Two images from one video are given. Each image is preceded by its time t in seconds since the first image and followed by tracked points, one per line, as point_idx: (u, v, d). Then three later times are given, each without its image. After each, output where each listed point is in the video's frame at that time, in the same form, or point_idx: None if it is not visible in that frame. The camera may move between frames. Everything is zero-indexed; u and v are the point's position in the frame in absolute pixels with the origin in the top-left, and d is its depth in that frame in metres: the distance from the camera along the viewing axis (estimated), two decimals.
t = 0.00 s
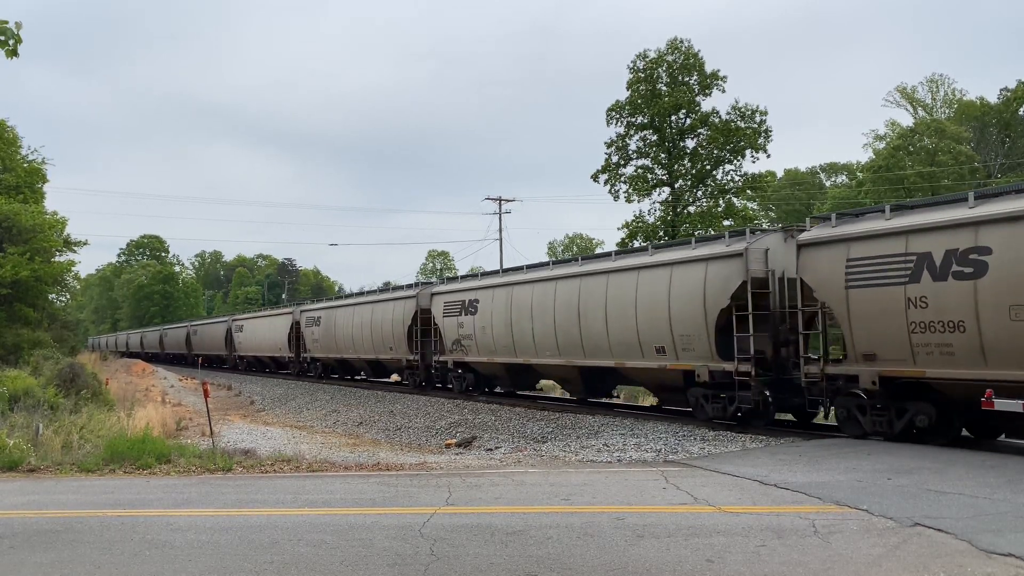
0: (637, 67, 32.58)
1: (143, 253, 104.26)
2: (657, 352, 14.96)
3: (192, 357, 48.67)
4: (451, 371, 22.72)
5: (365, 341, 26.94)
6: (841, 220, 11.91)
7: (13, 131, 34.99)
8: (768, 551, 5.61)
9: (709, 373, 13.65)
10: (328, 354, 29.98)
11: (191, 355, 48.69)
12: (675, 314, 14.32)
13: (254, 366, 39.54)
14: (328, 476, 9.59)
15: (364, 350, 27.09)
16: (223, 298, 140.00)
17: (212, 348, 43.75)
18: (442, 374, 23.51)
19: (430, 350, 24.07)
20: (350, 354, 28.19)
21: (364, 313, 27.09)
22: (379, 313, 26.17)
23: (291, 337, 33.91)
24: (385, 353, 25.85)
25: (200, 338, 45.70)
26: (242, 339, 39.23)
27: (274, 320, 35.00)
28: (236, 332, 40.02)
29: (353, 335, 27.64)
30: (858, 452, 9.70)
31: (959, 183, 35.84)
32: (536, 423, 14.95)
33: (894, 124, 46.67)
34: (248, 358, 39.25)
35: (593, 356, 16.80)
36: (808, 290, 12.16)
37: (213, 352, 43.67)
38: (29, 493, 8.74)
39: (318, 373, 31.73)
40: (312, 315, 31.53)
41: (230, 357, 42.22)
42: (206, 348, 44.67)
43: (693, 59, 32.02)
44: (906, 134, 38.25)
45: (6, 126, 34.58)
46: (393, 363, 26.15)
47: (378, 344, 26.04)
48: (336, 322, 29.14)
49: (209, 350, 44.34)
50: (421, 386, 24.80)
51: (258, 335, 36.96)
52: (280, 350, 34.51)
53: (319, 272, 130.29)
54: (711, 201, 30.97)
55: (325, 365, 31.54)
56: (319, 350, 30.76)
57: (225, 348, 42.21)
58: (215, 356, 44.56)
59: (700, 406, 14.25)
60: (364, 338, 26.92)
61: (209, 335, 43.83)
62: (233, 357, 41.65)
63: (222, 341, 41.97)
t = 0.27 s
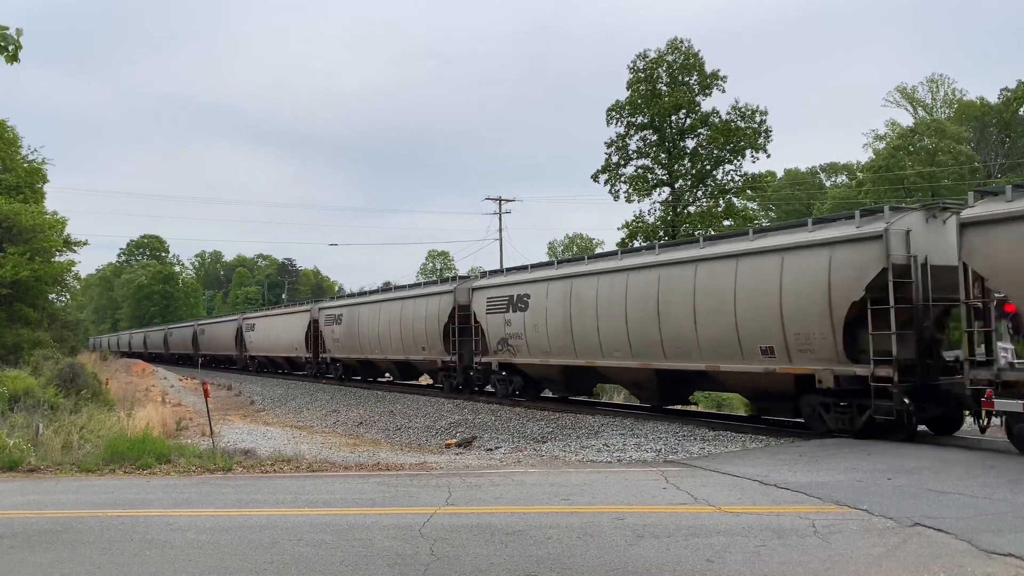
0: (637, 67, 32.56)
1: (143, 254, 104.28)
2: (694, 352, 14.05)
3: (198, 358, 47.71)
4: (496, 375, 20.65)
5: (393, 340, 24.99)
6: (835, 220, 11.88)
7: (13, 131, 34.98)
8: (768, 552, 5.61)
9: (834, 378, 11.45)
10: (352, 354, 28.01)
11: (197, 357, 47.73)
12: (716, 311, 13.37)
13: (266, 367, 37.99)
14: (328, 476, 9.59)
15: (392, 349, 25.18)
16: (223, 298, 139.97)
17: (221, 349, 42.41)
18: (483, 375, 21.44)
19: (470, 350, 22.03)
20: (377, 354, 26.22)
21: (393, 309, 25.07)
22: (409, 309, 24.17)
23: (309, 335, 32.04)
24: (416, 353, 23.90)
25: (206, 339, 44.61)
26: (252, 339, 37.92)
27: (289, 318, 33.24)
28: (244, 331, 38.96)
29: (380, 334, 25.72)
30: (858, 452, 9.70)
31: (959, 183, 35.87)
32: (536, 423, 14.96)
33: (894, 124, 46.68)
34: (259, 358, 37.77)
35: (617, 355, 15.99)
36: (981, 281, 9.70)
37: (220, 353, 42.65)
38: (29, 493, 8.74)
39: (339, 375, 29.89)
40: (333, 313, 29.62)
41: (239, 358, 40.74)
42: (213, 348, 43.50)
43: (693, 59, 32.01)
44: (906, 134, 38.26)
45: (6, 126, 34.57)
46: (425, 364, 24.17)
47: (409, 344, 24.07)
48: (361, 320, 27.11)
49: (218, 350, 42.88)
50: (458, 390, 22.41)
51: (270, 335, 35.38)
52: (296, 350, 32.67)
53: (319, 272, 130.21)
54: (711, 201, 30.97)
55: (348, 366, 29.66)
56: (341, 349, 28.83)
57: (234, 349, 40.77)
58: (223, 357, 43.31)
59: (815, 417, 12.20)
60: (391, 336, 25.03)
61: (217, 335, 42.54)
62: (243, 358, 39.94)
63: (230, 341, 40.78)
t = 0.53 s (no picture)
0: (637, 67, 32.57)
1: (143, 254, 104.25)
2: (723, 353, 13.48)
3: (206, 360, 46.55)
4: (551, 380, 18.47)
5: (428, 339, 23.11)
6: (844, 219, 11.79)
7: (13, 131, 35.00)
8: (768, 552, 5.62)
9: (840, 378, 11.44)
10: (380, 354, 26.11)
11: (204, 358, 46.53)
12: (752, 309, 12.76)
13: (280, 367, 36.39)
14: (328, 476, 9.61)
15: (426, 348, 23.32)
16: (223, 298, 139.89)
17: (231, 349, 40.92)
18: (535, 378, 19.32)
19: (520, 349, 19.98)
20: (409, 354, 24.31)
21: (430, 305, 23.15)
22: (447, 307, 22.25)
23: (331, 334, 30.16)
24: (454, 353, 22.04)
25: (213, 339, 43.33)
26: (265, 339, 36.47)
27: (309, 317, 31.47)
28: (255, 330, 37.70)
29: (413, 332, 23.84)
30: (858, 452, 9.72)
31: (959, 183, 35.89)
32: (536, 423, 14.97)
33: (894, 124, 46.68)
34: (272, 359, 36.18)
35: (642, 355, 15.45)
36: None
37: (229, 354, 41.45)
38: (29, 493, 8.75)
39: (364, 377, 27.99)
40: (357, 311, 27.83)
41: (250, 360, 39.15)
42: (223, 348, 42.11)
43: (693, 59, 32.02)
44: (906, 134, 38.27)
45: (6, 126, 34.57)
46: (464, 365, 22.23)
47: (447, 343, 22.19)
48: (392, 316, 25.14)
49: (229, 350, 41.30)
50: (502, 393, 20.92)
51: (286, 334, 33.72)
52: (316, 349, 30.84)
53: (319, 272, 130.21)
54: (711, 201, 30.97)
55: (374, 367, 27.78)
56: (368, 349, 26.95)
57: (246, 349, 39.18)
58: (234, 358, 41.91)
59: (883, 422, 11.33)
60: (426, 336, 23.15)
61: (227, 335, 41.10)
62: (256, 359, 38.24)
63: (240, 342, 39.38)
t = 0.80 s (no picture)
0: (637, 67, 32.58)
1: (143, 254, 104.27)
2: (739, 354, 13.00)
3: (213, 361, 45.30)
4: (619, 386, 16.38)
5: (467, 339, 21.05)
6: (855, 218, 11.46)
7: (13, 132, 35.01)
8: (768, 552, 5.62)
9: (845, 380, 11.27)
10: (411, 355, 24.09)
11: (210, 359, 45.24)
12: (780, 307, 12.15)
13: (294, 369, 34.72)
14: (328, 476, 9.61)
15: (465, 349, 21.24)
16: (223, 299, 139.93)
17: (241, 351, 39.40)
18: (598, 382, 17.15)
19: (578, 350, 17.74)
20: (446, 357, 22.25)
21: (470, 302, 21.08)
22: (490, 304, 20.20)
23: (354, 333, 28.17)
24: (498, 355, 19.97)
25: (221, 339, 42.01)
26: (279, 338, 34.78)
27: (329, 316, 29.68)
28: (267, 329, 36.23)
29: (450, 331, 21.80)
30: (858, 452, 9.73)
31: (959, 184, 35.90)
32: (536, 424, 14.97)
33: (894, 124, 46.67)
34: (286, 360, 34.47)
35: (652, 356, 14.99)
36: None
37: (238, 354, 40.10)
38: (29, 493, 8.76)
39: (389, 381, 25.99)
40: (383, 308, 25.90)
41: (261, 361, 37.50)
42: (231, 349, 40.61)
43: (693, 59, 32.02)
44: (906, 134, 38.28)
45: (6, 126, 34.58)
46: (508, 368, 20.18)
47: (490, 344, 20.12)
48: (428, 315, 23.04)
49: (239, 350, 39.66)
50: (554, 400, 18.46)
51: (303, 335, 31.95)
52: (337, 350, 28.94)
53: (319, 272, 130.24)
54: (711, 201, 30.96)
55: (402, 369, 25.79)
56: (397, 351, 24.90)
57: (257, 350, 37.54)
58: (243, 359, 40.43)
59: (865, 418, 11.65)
60: (465, 336, 21.12)
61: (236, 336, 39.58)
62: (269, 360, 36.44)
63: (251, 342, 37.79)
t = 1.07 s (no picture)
0: (637, 67, 32.56)
1: (143, 254, 104.23)
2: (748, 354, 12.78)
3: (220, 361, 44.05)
4: (708, 392, 14.02)
5: (517, 338, 19.02)
6: (868, 215, 11.19)
7: (13, 132, 35.01)
8: (768, 552, 5.61)
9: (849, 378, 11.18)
10: (449, 355, 22.11)
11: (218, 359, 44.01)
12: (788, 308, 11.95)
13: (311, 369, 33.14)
14: (328, 476, 9.60)
15: (514, 349, 19.20)
16: (224, 298, 139.92)
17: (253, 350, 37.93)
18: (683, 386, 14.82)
19: (652, 351, 15.63)
20: (491, 357, 20.22)
21: (520, 297, 19.04)
22: (544, 298, 18.16)
23: (383, 331, 26.24)
24: (552, 355, 17.94)
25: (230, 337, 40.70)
26: (295, 337, 33.14)
27: (352, 314, 27.90)
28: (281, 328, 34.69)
29: (496, 329, 19.80)
30: (858, 452, 9.72)
31: (959, 183, 35.89)
32: (537, 423, 14.95)
33: (894, 124, 46.65)
34: (302, 360, 32.86)
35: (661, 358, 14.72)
36: None
37: (248, 354, 38.76)
38: (29, 493, 8.74)
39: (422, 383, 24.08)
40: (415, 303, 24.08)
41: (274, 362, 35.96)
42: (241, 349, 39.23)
43: (693, 58, 32.00)
44: (906, 133, 38.26)
45: (6, 126, 34.58)
46: (564, 370, 18.16)
47: (545, 343, 18.09)
48: (470, 311, 21.03)
49: (250, 350, 38.15)
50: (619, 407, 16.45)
51: (322, 334, 30.24)
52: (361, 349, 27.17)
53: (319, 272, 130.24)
54: (711, 201, 30.95)
55: (435, 371, 23.94)
56: (432, 351, 22.97)
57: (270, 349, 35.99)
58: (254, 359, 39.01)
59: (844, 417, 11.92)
60: (514, 334, 19.10)
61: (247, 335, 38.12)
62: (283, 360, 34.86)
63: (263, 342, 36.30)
